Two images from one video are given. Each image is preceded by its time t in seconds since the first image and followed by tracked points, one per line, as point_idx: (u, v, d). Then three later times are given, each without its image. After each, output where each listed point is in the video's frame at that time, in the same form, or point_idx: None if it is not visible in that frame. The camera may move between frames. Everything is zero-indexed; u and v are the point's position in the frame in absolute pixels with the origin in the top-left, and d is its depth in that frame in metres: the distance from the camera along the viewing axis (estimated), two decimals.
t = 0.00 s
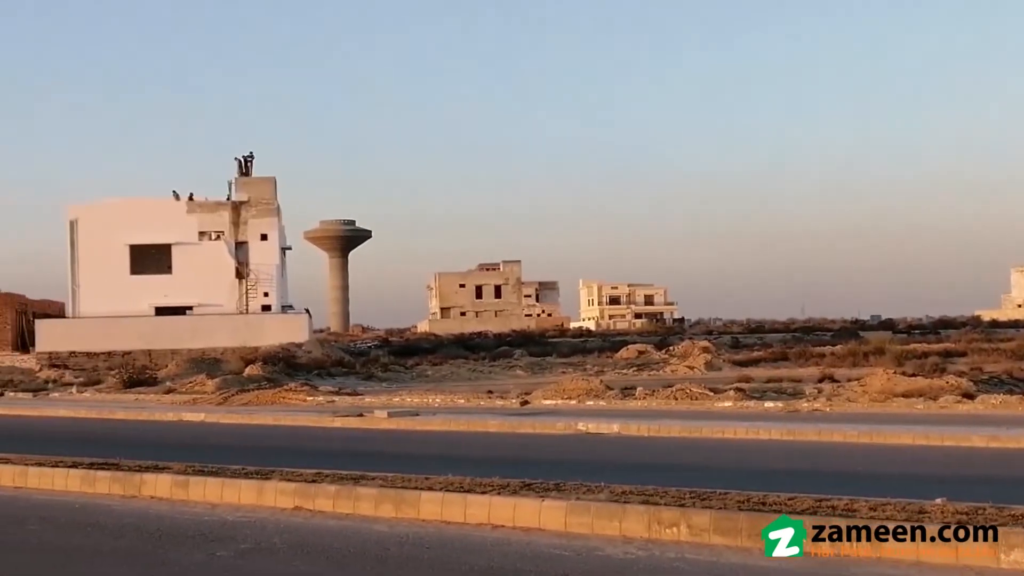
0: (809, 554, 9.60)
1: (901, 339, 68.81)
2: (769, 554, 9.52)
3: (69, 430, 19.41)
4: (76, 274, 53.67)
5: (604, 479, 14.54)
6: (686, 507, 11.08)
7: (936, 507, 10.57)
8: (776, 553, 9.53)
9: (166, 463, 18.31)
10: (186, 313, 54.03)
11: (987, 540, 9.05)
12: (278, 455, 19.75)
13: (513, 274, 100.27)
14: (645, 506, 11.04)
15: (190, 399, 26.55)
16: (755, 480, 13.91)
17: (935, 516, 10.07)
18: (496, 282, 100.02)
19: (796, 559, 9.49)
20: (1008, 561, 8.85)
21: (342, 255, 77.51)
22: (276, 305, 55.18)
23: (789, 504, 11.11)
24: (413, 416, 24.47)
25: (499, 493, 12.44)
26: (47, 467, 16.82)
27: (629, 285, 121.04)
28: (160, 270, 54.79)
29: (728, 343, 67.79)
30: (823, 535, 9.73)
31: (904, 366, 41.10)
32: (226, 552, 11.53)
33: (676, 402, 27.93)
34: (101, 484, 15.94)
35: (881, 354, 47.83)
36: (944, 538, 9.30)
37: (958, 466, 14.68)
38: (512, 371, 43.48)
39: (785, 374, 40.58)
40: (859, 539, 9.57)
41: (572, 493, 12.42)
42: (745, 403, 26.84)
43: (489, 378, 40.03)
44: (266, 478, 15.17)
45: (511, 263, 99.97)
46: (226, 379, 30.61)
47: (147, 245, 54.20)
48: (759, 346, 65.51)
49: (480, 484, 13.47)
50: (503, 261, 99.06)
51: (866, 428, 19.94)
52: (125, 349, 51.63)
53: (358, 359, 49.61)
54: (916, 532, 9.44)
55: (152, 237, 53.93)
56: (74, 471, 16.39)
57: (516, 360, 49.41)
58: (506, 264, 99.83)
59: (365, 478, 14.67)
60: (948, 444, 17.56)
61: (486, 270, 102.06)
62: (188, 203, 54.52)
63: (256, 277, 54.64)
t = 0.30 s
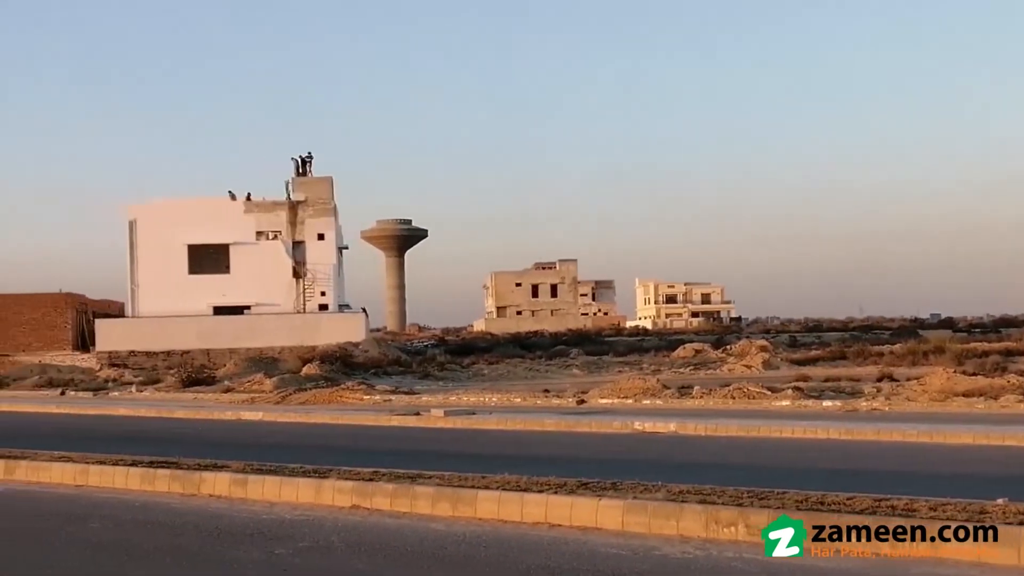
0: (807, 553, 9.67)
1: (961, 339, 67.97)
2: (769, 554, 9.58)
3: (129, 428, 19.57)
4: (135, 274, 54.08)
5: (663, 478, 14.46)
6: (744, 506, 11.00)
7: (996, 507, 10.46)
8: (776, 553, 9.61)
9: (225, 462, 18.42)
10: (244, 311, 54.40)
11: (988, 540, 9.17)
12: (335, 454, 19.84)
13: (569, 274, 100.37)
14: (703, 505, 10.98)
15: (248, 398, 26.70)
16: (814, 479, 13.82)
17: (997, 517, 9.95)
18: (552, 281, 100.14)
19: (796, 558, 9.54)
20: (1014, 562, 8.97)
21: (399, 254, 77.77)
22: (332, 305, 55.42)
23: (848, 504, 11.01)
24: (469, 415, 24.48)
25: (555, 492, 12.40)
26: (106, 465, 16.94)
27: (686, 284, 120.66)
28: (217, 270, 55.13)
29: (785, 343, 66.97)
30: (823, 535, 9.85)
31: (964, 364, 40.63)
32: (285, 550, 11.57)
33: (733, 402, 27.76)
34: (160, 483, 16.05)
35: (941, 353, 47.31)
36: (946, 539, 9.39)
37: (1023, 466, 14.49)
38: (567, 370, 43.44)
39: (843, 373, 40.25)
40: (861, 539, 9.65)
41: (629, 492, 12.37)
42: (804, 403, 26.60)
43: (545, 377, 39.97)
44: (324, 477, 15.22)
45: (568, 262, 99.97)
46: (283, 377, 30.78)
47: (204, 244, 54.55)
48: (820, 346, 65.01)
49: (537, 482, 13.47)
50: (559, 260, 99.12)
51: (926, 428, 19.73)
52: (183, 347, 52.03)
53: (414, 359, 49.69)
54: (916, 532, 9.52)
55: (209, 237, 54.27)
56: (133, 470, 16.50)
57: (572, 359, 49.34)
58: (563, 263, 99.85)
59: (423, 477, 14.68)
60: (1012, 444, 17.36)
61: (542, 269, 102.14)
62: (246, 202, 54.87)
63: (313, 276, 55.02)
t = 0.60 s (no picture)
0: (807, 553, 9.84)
1: None
2: (768, 554, 9.75)
3: (199, 428, 19.72)
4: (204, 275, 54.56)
5: (732, 479, 14.33)
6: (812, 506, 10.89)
7: None
8: (774, 554, 9.76)
9: (294, 461, 18.52)
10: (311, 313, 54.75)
11: (989, 541, 9.32)
12: (401, 453, 19.91)
13: (635, 273, 100.14)
14: (771, 506, 10.88)
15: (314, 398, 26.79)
16: (883, 479, 13.68)
17: None
18: (618, 280, 99.94)
19: (794, 558, 9.67)
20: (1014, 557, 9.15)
21: (464, 254, 77.87)
22: (398, 305, 55.54)
23: (918, 505, 10.88)
24: (535, 415, 24.42)
25: (622, 492, 12.33)
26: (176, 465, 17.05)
27: (753, 282, 119.95)
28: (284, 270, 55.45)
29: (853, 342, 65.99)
30: (824, 536, 10.13)
31: None
32: (351, 550, 11.60)
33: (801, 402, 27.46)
34: (229, 482, 16.15)
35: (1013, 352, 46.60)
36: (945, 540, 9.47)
37: None
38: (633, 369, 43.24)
39: (913, 372, 39.73)
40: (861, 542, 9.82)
41: (696, 493, 12.27)
42: (873, 402, 26.25)
43: (611, 377, 39.78)
44: (390, 477, 15.22)
45: (633, 261, 99.68)
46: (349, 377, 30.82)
47: (272, 245, 54.83)
48: (890, 344, 64.27)
49: (605, 482, 13.42)
50: (625, 259, 98.84)
51: (998, 428, 19.44)
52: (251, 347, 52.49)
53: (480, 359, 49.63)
54: (916, 532, 9.63)
55: (277, 237, 54.65)
56: (202, 469, 16.59)
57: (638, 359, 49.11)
58: (628, 262, 99.58)
59: (489, 477, 14.63)
60: None
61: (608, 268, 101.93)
62: (313, 204, 55.24)
63: (378, 277, 55.15)
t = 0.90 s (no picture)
0: (807, 552, 9.95)
1: None
2: (770, 552, 9.80)
3: (247, 428, 19.82)
4: (251, 276, 54.94)
5: (783, 478, 14.26)
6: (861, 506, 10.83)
7: None
8: (777, 552, 9.83)
9: (342, 461, 18.57)
10: (359, 313, 54.98)
11: (988, 539, 9.41)
12: (448, 454, 19.92)
13: (682, 273, 99.88)
14: (820, 506, 10.83)
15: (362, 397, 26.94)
16: (936, 480, 13.55)
17: None
18: (665, 280, 99.68)
19: (795, 555, 9.82)
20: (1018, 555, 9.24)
21: (511, 254, 77.91)
22: (445, 306, 55.60)
23: (970, 505, 10.80)
24: (582, 415, 24.39)
25: (670, 492, 12.29)
26: (225, 465, 17.11)
27: (801, 282, 119.41)
28: (330, 270, 55.59)
29: (906, 342, 65.39)
30: (823, 536, 10.29)
31: None
32: (398, 550, 11.61)
33: (851, 402, 27.28)
34: (277, 482, 16.19)
35: None
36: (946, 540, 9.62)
37: None
38: (681, 370, 43.17)
39: (965, 372, 39.38)
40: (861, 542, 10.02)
41: (744, 493, 12.20)
42: (925, 402, 26.04)
43: (658, 377, 39.72)
44: (436, 477, 15.22)
45: (680, 261, 99.39)
46: (396, 378, 30.97)
47: (318, 246, 55.10)
48: (941, 344, 63.71)
49: (653, 482, 13.37)
50: (672, 259, 98.59)
51: None
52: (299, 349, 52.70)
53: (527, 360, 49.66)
54: (915, 532, 9.85)
55: (323, 239, 54.90)
56: (251, 469, 16.66)
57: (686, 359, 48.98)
58: (675, 262, 99.30)
59: (536, 477, 14.58)
60: None
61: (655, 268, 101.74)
62: (359, 205, 55.29)
63: (425, 278, 55.35)
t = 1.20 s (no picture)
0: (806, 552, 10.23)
1: None
2: (771, 553, 10.04)
3: (313, 429, 20.04)
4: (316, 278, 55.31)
5: (848, 479, 14.25)
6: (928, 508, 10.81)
7: None
8: (777, 552, 10.09)
9: (407, 462, 18.75)
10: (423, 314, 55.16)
11: (989, 539, 9.72)
12: (511, 454, 20.04)
13: (744, 273, 99.49)
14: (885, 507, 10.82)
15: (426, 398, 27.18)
16: (1002, 481, 13.48)
17: None
18: (727, 280, 99.32)
19: (796, 555, 10.08)
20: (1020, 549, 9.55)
21: (573, 255, 77.96)
22: (507, 306, 55.76)
23: None
24: (645, 415, 24.50)
25: (734, 494, 12.31)
26: (291, 466, 17.29)
27: (865, 281, 118.62)
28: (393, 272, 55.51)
29: (971, 342, 64.75)
30: (823, 535, 10.64)
31: None
32: (462, 550, 11.71)
33: (915, 402, 27.13)
34: (343, 483, 16.34)
35: None
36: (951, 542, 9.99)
37: None
38: (744, 370, 43.15)
39: None
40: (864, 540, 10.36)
41: (809, 494, 12.18)
42: (991, 403, 25.83)
43: (721, 377, 39.69)
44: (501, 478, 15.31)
45: (742, 261, 98.99)
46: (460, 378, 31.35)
47: (383, 249, 55.32)
48: (1006, 343, 63.05)
49: (717, 483, 13.39)
50: (734, 259, 98.22)
51: None
52: (362, 351, 52.91)
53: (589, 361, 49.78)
54: (915, 532, 10.23)
55: (387, 241, 55.13)
56: (316, 470, 16.83)
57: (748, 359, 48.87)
58: (737, 262, 98.92)
59: (599, 479, 14.63)
60: None
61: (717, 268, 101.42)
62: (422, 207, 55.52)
63: (487, 280, 55.52)
